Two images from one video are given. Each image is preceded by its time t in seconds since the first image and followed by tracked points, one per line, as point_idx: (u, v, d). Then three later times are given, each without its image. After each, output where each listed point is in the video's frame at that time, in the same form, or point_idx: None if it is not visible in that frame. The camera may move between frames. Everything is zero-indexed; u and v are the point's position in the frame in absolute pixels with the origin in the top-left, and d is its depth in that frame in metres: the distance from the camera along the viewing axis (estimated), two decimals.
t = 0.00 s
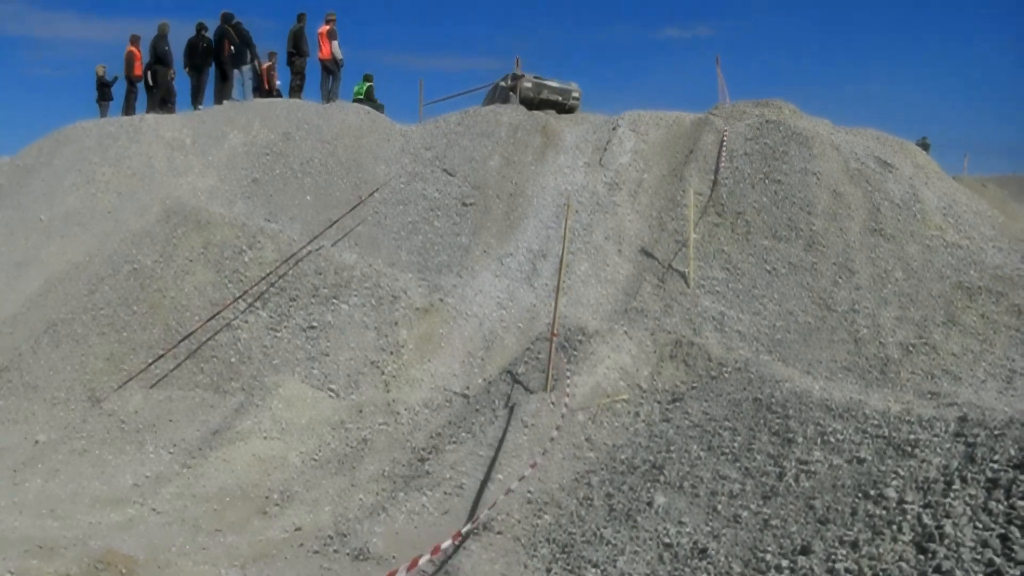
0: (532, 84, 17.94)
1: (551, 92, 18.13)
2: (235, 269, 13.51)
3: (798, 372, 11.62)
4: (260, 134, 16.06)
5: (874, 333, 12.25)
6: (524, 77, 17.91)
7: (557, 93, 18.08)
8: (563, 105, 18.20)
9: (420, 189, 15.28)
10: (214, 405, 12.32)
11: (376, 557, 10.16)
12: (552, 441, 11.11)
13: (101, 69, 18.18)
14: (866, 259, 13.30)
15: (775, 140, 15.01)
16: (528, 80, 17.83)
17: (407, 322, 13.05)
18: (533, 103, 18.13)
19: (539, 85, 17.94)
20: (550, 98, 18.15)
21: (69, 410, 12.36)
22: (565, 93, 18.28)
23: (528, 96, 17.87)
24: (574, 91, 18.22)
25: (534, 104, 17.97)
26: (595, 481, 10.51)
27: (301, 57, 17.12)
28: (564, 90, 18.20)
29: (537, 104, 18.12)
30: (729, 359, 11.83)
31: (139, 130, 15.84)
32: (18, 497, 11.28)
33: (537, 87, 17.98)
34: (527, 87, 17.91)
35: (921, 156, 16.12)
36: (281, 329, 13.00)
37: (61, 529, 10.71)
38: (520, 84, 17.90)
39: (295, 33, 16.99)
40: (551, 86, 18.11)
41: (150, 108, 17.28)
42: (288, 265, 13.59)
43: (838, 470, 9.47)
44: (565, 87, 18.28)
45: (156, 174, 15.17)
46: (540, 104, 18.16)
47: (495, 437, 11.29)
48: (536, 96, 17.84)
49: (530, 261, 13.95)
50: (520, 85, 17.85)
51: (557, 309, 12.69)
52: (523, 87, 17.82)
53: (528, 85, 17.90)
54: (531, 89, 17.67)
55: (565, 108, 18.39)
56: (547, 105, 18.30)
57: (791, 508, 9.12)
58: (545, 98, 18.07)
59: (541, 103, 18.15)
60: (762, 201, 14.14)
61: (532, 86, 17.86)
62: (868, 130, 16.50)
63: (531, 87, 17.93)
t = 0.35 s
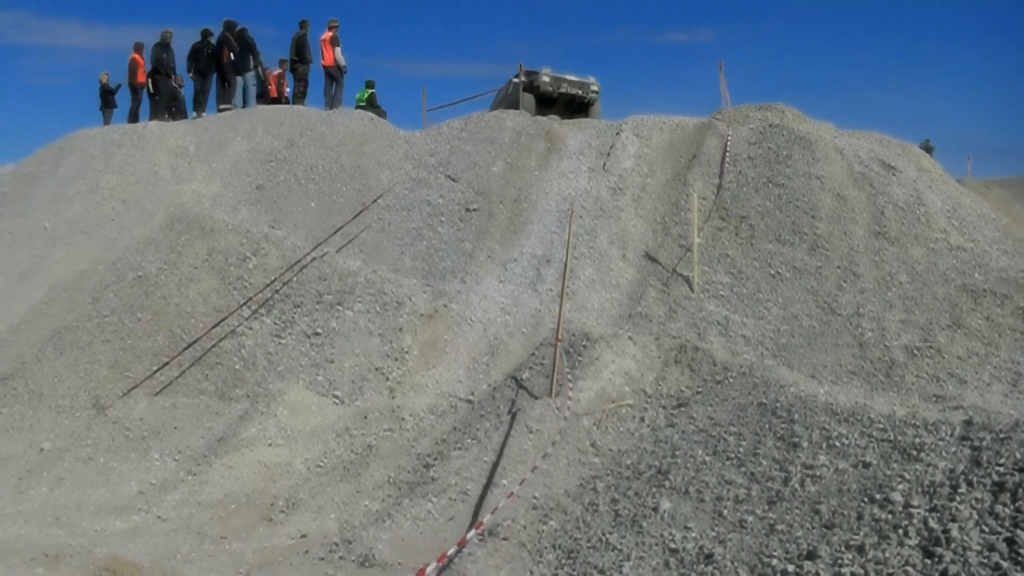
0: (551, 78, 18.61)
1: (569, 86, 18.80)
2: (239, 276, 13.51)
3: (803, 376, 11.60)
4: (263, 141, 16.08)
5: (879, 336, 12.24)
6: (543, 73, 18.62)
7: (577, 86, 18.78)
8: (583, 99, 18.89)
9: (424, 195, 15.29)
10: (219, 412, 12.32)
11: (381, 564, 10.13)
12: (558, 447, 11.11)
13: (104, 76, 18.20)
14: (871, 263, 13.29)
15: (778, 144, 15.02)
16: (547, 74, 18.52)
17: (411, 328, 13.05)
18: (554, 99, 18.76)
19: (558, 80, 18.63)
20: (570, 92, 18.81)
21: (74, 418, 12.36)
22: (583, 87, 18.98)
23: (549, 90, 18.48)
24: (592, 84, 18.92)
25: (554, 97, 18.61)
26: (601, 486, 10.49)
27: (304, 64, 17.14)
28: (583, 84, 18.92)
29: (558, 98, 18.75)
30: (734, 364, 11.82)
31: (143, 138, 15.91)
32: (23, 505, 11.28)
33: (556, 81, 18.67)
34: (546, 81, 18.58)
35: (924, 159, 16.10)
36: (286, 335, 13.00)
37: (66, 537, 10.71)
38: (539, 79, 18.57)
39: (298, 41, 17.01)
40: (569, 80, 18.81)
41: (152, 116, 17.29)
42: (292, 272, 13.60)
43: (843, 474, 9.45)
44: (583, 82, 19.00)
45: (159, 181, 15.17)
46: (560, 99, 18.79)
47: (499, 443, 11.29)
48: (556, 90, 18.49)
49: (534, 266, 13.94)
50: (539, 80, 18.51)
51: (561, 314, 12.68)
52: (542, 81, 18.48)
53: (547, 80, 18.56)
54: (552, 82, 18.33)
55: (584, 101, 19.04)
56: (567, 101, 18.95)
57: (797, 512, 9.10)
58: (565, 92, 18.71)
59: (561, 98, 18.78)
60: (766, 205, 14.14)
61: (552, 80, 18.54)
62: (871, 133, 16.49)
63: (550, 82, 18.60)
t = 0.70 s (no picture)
0: (564, 88, 19.01)
1: (584, 95, 19.17)
2: (237, 276, 13.51)
3: (801, 377, 11.61)
4: (261, 140, 16.08)
5: (876, 337, 12.24)
6: (556, 83, 19.03)
7: (591, 94, 19.14)
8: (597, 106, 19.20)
9: (422, 195, 15.29)
10: (217, 411, 12.31)
11: (378, 565, 10.14)
12: (555, 447, 11.12)
13: (103, 76, 18.20)
14: (868, 263, 13.29)
15: (776, 144, 15.03)
16: (560, 85, 18.94)
17: (409, 328, 13.04)
18: (568, 108, 19.17)
19: (572, 89, 19.02)
20: (584, 100, 19.19)
21: (71, 417, 12.35)
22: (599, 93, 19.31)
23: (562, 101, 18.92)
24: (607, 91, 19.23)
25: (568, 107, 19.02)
26: (598, 487, 10.50)
27: (302, 64, 17.15)
28: (598, 91, 19.18)
29: (572, 107, 19.16)
30: (731, 364, 11.82)
31: (141, 137, 15.89)
32: (21, 504, 11.28)
33: (570, 90, 19.06)
34: (560, 92, 18.99)
35: (922, 160, 16.10)
36: (283, 335, 13.00)
37: (64, 536, 10.72)
38: (553, 89, 18.98)
39: (295, 41, 17.01)
40: (584, 88, 19.17)
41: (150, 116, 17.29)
42: (290, 272, 13.59)
43: (841, 475, 9.45)
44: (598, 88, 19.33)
45: (157, 180, 15.16)
46: (575, 108, 19.19)
47: (496, 443, 11.33)
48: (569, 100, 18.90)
49: (532, 266, 13.94)
50: (552, 91, 18.93)
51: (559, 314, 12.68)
52: (554, 91, 18.88)
53: (560, 90, 18.96)
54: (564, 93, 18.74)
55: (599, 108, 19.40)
56: (582, 108, 19.34)
57: (794, 512, 9.10)
58: (579, 101, 19.09)
59: (576, 106, 19.18)
60: (764, 206, 14.14)
61: (565, 91, 18.95)
62: (869, 134, 16.50)
63: (564, 92, 19.00)
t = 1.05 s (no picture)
0: (570, 80, 19.06)
1: (590, 89, 19.17)
2: (235, 277, 13.51)
3: (799, 375, 11.62)
4: (259, 141, 16.06)
5: (874, 335, 12.25)
6: (563, 75, 19.09)
7: (598, 89, 19.12)
8: (602, 102, 19.20)
9: (420, 196, 15.29)
10: (215, 413, 12.31)
11: (378, 565, 10.06)
12: (553, 447, 11.12)
13: (100, 78, 18.18)
14: (866, 261, 13.30)
15: (774, 143, 15.03)
16: (566, 77, 19.00)
17: (407, 328, 13.03)
18: (574, 102, 19.20)
19: (578, 82, 19.06)
20: (590, 95, 19.17)
21: (70, 419, 12.34)
22: (606, 89, 19.27)
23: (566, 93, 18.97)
24: (614, 87, 19.19)
25: (572, 100, 19.05)
26: (597, 486, 10.50)
27: (299, 64, 17.13)
28: (604, 88, 19.19)
29: (577, 101, 19.18)
30: (729, 363, 11.83)
31: (139, 139, 15.89)
32: (19, 507, 11.28)
33: (576, 83, 19.09)
34: (566, 84, 19.04)
35: (920, 158, 16.11)
36: (282, 336, 12.99)
37: (63, 538, 10.72)
38: (559, 81, 19.05)
39: (292, 41, 16.99)
40: (591, 83, 19.17)
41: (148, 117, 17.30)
42: (287, 273, 13.59)
43: (839, 473, 9.46)
44: (606, 85, 19.31)
45: (155, 182, 15.16)
46: (580, 101, 19.20)
47: (494, 443, 11.33)
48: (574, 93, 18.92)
49: (530, 266, 13.94)
50: (558, 82, 19.00)
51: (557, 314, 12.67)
52: (560, 83, 18.97)
53: (566, 81, 19.02)
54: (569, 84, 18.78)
55: (606, 104, 19.37)
56: (588, 103, 19.34)
57: (792, 511, 9.10)
58: (585, 95, 19.10)
59: (581, 100, 19.20)
60: (762, 204, 14.14)
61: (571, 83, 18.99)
62: (867, 132, 16.50)
63: (569, 84, 19.05)
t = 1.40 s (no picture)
0: (582, 81, 18.99)
1: (604, 88, 19.06)
2: (235, 277, 13.51)
3: (799, 376, 11.62)
4: (259, 141, 16.06)
5: (875, 336, 12.25)
6: (575, 76, 19.01)
7: (611, 88, 19.00)
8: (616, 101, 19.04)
9: (420, 196, 15.30)
10: (215, 413, 12.31)
11: (378, 565, 10.09)
12: (553, 448, 11.11)
13: (101, 77, 18.18)
14: (867, 262, 13.30)
15: (774, 144, 15.03)
16: (579, 78, 18.93)
17: (408, 329, 13.03)
18: (588, 102, 19.11)
19: (590, 82, 18.96)
20: (604, 95, 19.03)
21: (70, 419, 12.35)
22: (621, 88, 19.11)
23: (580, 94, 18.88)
24: (629, 84, 19.04)
25: (586, 100, 18.96)
26: (597, 487, 10.50)
27: (300, 64, 17.12)
28: (618, 86, 19.03)
29: (591, 101, 19.06)
30: (729, 364, 11.85)
31: (140, 139, 15.90)
32: (20, 507, 11.28)
33: (589, 83, 19.01)
34: (578, 85, 18.97)
35: (920, 159, 16.11)
36: (282, 337, 13.00)
37: (63, 538, 10.72)
38: (571, 82, 18.99)
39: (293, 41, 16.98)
40: (604, 82, 19.04)
41: (149, 117, 17.32)
42: (288, 273, 13.59)
43: (839, 474, 9.46)
44: (620, 83, 19.17)
45: (156, 182, 15.16)
46: (594, 102, 19.11)
47: (495, 443, 11.33)
48: (587, 93, 18.83)
49: (531, 267, 13.94)
50: (570, 83, 18.94)
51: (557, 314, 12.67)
52: (572, 84, 18.92)
53: (578, 82, 18.95)
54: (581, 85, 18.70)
55: (622, 102, 19.22)
56: (603, 102, 19.22)
57: (792, 512, 9.11)
58: (598, 94, 19.00)
59: (595, 100, 19.09)
60: (762, 205, 14.14)
61: (584, 83, 18.91)
62: (867, 133, 16.50)
63: (582, 85, 18.96)
